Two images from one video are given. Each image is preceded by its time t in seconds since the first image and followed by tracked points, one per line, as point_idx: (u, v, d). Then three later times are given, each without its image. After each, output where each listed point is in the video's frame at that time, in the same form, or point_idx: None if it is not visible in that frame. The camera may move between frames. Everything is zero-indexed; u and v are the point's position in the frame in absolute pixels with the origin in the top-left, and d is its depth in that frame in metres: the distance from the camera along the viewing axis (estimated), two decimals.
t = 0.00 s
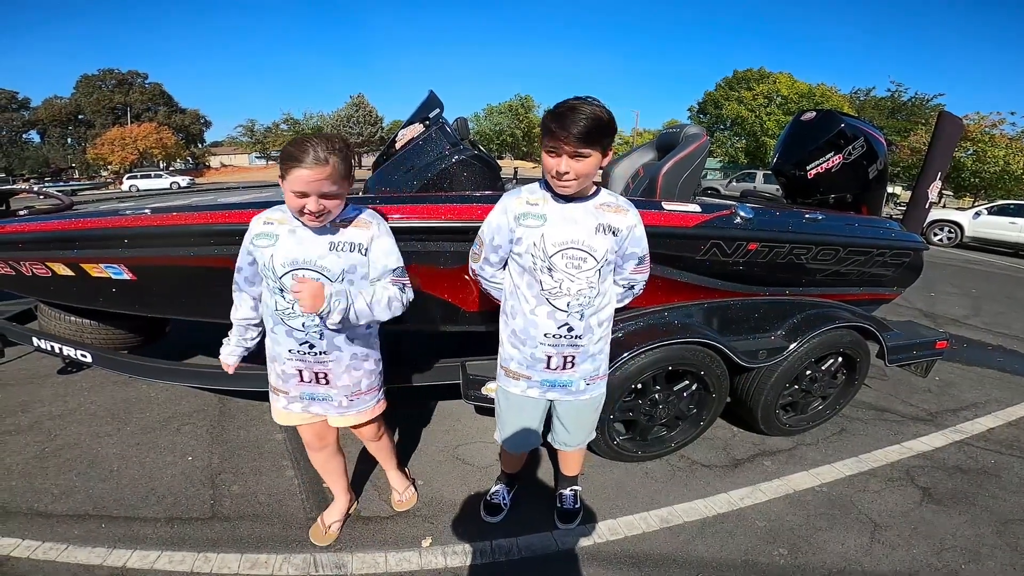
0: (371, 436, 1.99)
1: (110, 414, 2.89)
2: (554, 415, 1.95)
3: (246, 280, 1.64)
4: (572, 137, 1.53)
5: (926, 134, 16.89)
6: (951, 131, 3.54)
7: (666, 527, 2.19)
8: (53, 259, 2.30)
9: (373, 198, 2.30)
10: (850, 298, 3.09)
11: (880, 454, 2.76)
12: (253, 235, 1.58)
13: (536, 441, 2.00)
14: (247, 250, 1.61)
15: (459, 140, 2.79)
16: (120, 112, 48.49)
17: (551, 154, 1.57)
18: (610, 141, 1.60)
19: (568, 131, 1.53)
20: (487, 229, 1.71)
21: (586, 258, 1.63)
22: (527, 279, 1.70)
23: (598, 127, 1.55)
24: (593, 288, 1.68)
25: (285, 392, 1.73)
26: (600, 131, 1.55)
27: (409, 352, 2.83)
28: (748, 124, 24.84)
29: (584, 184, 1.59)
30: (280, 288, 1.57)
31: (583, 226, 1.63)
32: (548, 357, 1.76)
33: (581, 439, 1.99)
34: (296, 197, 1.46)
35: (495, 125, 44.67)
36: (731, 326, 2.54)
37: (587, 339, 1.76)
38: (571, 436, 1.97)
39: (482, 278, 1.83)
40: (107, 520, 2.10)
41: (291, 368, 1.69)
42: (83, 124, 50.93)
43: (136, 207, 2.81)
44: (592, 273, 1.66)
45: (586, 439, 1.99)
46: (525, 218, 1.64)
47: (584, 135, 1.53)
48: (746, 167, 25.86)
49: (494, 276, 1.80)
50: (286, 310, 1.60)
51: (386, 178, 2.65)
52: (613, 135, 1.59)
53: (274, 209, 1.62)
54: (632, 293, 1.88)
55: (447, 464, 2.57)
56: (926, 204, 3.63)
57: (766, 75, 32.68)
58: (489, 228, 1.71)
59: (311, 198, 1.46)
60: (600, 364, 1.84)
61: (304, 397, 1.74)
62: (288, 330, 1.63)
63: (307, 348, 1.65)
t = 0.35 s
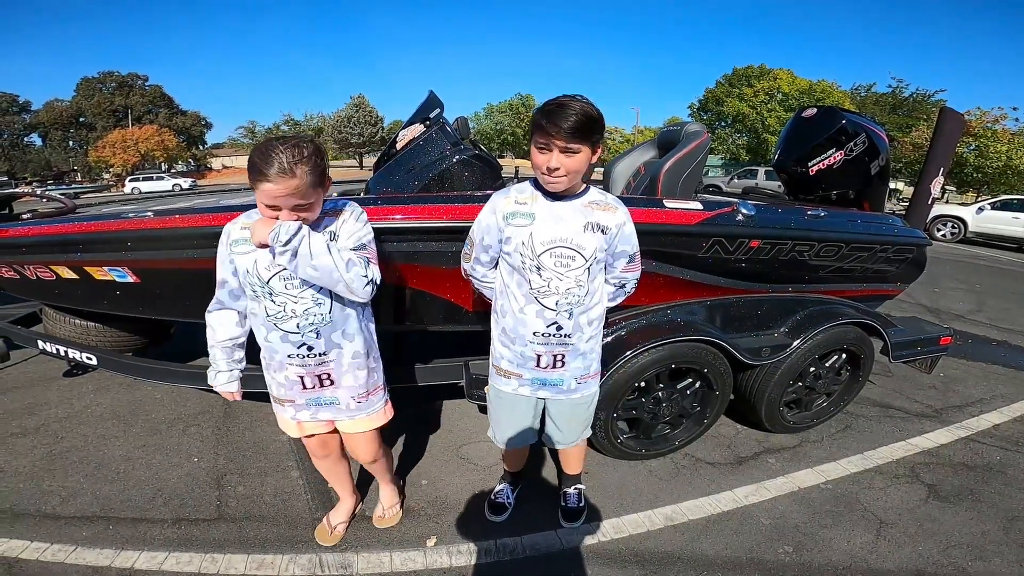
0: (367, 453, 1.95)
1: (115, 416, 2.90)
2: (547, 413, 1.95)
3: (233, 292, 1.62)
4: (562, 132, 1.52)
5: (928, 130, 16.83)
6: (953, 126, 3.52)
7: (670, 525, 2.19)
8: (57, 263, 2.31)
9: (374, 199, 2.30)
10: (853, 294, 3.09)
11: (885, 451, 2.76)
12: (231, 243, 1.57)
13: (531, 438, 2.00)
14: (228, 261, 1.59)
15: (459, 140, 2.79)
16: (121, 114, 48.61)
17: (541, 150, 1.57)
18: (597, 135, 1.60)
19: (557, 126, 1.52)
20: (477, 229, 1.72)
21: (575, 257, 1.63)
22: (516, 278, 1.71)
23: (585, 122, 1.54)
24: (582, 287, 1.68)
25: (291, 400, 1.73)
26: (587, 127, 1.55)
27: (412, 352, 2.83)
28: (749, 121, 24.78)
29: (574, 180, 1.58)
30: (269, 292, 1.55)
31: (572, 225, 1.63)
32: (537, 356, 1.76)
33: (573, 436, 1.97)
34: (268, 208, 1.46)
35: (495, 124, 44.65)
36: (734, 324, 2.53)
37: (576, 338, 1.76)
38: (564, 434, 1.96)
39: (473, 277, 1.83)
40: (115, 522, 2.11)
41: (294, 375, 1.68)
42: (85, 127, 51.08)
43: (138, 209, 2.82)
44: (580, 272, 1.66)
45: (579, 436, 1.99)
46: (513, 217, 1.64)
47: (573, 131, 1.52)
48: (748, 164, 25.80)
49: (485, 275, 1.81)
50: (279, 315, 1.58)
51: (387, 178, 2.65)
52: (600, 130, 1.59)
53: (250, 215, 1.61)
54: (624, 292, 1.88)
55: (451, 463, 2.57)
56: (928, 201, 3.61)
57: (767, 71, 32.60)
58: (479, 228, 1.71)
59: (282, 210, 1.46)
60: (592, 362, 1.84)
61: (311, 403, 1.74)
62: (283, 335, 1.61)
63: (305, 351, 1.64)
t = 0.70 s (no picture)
0: (365, 450, 1.92)
1: (117, 416, 2.91)
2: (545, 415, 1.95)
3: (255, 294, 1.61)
4: (561, 133, 1.52)
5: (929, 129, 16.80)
6: (953, 125, 3.52)
7: (671, 525, 2.19)
8: (58, 264, 2.32)
9: (374, 199, 2.30)
10: (854, 294, 3.09)
11: (886, 450, 2.76)
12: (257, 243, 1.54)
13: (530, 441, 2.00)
14: (251, 263, 1.56)
15: (460, 140, 2.79)
16: (122, 115, 48.64)
17: (539, 151, 1.56)
18: (596, 137, 1.60)
19: (557, 129, 1.52)
20: (470, 230, 1.70)
21: (571, 256, 1.64)
22: (511, 279, 1.71)
23: (584, 124, 1.55)
24: (578, 287, 1.69)
25: (304, 403, 1.71)
26: (586, 128, 1.55)
27: (413, 352, 2.84)
28: (749, 120, 24.76)
29: (571, 181, 1.60)
30: (297, 294, 1.56)
31: (566, 225, 1.63)
32: (535, 357, 1.76)
33: (570, 439, 1.98)
34: (292, 207, 1.47)
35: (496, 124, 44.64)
36: (734, 323, 2.54)
37: (573, 338, 1.76)
38: (562, 435, 1.96)
39: (466, 279, 1.82)
40: (117, 522, 2.12)
41: (313, 378, 1.68)
42: (85, 127, 51.12)
43: (139, 210, 2.82)
44: (576, 271, 1.66)
45: (576, 438, 1.99)
46: (509, 217, 1.64)
47: (572, 133, 1.52)
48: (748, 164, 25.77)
49: (479, 277, 1.80)
50: (305, 317, 1.59)
51: (388, 178, 2.65)
52: (598, 131, 1.59)
53: (274, 214, 1.58)
54: (617, 291, 1.88)
55: (452, 463, 2.58)
56: (929, 200, 3.61)
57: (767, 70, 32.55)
58: (473, 228, 1.70)
59: (306, 208, 1.46)
60: (588, 362, 1.85)
61: (325, 407, 1.73)
62: (309, 337, 1.62)
63: (330, 353, 1.65)
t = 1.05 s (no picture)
0: (369, 446, 1.92)
1: (117, 416, 2.91)
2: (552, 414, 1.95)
3: (267, 294, 1.59)
4: (573, 131, 1.52)
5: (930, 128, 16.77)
6: (953, 124, 3.52)
7: (671, 524, 2.19)
8: (58, 263, 2.32)
9: (374, 199, 2.30)
10: (854, 293, 3.09)
11: (886, 450, 2.76)
12: (271, 242, 1.54)
13: (535, 441, 2.00)
14: (264, 262, 1.55)
15: (460, 139, 2.79)
16: (123, 115, 48.67)
17: (550, 149, 1.56)
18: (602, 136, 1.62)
19: (568, 126, 1.52)
20: (474, 230, 1.69)
21: (578, 254, 1.65)
22: (519, 279, 1.70)
23: (593, 122, 1.56)
24: (585, 285, 1.70)
25: (314, 405, 1.70)
26: (595, 127, 1.56)
27: (413, 352, 2.84)
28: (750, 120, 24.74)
29: (578, 181, 1.61)
30: (312, 294, 1.56)
31: (572, 223, 1.64)
32: (544, 356, 1.76)
33: (578, 437, 1.98)
34: (307, 198, 1.46)
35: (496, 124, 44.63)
36: (734, 323, 2.54)
37: (581, 335, 1.77)
38: (568, 433, 1.96)
39: (470, 280, 1.80)
40: (117, 521, 2.12)
41: (324, 379, 1.67)
42: (86, 127, 51.16)
43: (138, 210, 2.82)
44: (584, 269, 1.67)
45: (583, 436, 1.99)
46: (514, 217, 1.63)
47: (582, 131, 1.53)
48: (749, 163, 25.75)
49: (483, 278, 1.78)
50: (319, 317, 1.59)
51: (388, 178, 2.65)
52: (606, 131, 1.61)
53: (286, 214, 1.58)
54: (620, 287, 1.89)
55: (452, 462, 2.58)
56: (929, 199, 3.61)
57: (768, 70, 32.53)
58: (477, 228, 1.68)
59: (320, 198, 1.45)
60: (595, 359, 1.86)
61: (335, 408, 1.72)
62: (322, 337, 1.62)
63: (342, 354, 1.65)
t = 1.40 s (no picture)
0: (370, 448, 1.92)
1: (119, 416, 2.91)
2: (567, 412, 1.94)
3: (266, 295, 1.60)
4: (584, 133, 1.52)
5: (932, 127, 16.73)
6: (955, 123, 3.51)
7: (671, 524, 2.19)
8: (59, 264, 2.32)
9: (374, 199, 2.30)
10: (854, 293, 3.08)
11: (888, 450, 2.75)
12: (269, 243, 1.54)
13: (550, 442, 1.99)
14: (263, 263, 1.56)
15: (460, 139, 2.79)
16: (124, 115, 48.74)
17: (562, 151, 1.56)
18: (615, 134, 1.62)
19: (580, 129, 1.52)
20: (489, 233, 1.68)
21: (594, 254, 1.65)
22: (535, 280, 1.70)
23: (605, 123, 1.56)
24: (601, 284, 1.71)
25: (317, 407, 1.70)
26: (607, 127, 1.57)
27: (414, 352, 2.84)
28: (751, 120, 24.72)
29: (591, 180, 1.62)
30: (312, 295, 1.57)
31: (588, 224, 1.64)
32: (562, 356, 1.77)
33: (595, 435, 1.98)
34: (313, 184, 1.49)
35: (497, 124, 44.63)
36: (735, 322, 2.54)
37: (598, 334, 1.78)
38: (586, 431, 1.96)
39: (485, 282, 1.80)
40: (119, 521, 2.12)
41: (326, 381, 1.67)
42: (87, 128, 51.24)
43: (139, 210, 2.82)
44: (600, 269, 1.68)
45: (601, 434, 2.00)
46: (530, 219, 1.63)
47: (595, 133, 1.53)
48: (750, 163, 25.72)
49: (499, 280, 1.78)
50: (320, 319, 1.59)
51: (388, 178, 2.65)
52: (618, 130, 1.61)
53: (284, 214, 1.58)
54: (633, 285, 1.89)
55: (452, 462, 2.58)
56: (930, 199, 3.60)
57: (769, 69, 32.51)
58: (492, 231, 1.67)
59: (327, 182, 1.48)
60: (611, 357, 1.87)
61: (338, 409, 1.72)
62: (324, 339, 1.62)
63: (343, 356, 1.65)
